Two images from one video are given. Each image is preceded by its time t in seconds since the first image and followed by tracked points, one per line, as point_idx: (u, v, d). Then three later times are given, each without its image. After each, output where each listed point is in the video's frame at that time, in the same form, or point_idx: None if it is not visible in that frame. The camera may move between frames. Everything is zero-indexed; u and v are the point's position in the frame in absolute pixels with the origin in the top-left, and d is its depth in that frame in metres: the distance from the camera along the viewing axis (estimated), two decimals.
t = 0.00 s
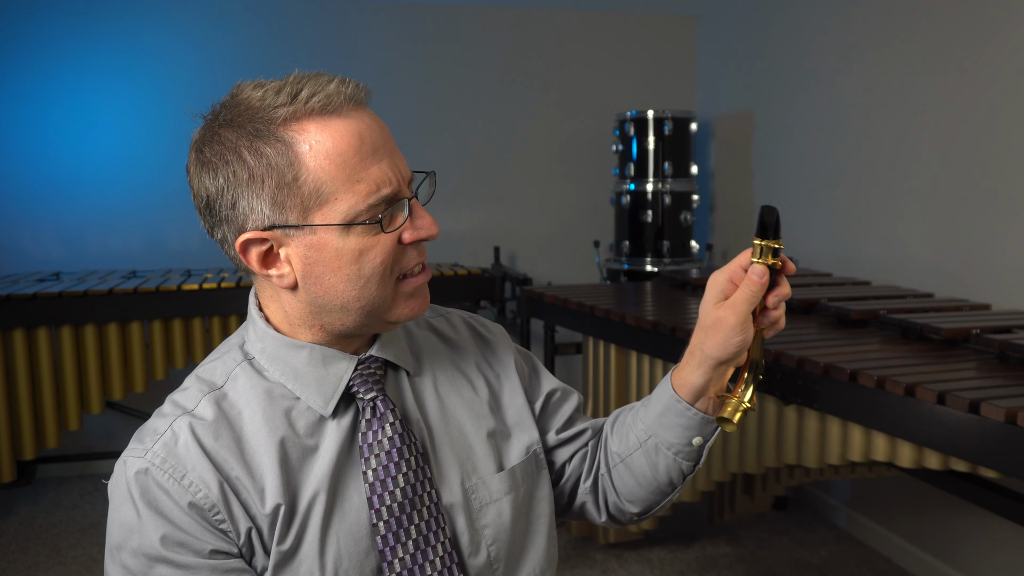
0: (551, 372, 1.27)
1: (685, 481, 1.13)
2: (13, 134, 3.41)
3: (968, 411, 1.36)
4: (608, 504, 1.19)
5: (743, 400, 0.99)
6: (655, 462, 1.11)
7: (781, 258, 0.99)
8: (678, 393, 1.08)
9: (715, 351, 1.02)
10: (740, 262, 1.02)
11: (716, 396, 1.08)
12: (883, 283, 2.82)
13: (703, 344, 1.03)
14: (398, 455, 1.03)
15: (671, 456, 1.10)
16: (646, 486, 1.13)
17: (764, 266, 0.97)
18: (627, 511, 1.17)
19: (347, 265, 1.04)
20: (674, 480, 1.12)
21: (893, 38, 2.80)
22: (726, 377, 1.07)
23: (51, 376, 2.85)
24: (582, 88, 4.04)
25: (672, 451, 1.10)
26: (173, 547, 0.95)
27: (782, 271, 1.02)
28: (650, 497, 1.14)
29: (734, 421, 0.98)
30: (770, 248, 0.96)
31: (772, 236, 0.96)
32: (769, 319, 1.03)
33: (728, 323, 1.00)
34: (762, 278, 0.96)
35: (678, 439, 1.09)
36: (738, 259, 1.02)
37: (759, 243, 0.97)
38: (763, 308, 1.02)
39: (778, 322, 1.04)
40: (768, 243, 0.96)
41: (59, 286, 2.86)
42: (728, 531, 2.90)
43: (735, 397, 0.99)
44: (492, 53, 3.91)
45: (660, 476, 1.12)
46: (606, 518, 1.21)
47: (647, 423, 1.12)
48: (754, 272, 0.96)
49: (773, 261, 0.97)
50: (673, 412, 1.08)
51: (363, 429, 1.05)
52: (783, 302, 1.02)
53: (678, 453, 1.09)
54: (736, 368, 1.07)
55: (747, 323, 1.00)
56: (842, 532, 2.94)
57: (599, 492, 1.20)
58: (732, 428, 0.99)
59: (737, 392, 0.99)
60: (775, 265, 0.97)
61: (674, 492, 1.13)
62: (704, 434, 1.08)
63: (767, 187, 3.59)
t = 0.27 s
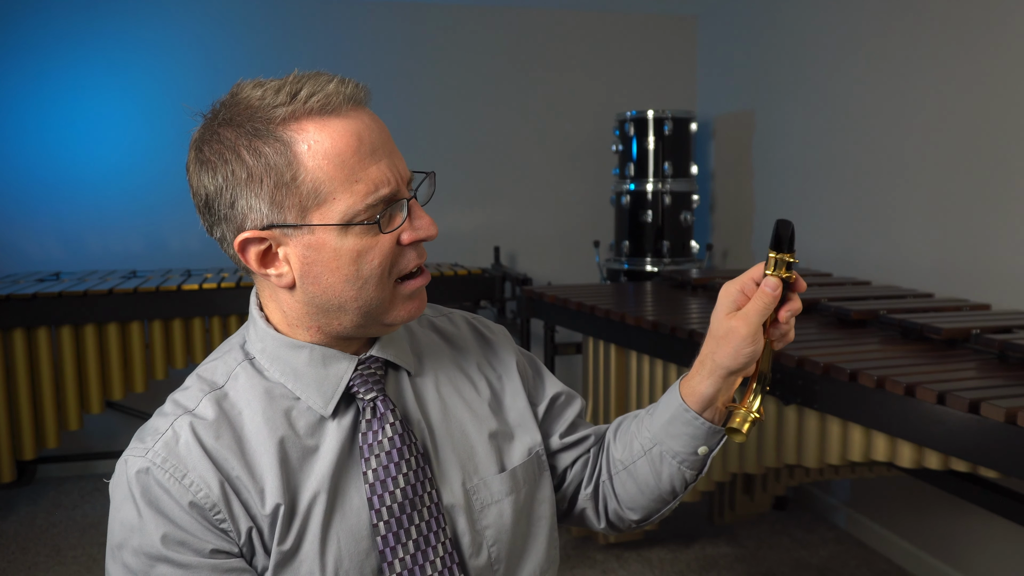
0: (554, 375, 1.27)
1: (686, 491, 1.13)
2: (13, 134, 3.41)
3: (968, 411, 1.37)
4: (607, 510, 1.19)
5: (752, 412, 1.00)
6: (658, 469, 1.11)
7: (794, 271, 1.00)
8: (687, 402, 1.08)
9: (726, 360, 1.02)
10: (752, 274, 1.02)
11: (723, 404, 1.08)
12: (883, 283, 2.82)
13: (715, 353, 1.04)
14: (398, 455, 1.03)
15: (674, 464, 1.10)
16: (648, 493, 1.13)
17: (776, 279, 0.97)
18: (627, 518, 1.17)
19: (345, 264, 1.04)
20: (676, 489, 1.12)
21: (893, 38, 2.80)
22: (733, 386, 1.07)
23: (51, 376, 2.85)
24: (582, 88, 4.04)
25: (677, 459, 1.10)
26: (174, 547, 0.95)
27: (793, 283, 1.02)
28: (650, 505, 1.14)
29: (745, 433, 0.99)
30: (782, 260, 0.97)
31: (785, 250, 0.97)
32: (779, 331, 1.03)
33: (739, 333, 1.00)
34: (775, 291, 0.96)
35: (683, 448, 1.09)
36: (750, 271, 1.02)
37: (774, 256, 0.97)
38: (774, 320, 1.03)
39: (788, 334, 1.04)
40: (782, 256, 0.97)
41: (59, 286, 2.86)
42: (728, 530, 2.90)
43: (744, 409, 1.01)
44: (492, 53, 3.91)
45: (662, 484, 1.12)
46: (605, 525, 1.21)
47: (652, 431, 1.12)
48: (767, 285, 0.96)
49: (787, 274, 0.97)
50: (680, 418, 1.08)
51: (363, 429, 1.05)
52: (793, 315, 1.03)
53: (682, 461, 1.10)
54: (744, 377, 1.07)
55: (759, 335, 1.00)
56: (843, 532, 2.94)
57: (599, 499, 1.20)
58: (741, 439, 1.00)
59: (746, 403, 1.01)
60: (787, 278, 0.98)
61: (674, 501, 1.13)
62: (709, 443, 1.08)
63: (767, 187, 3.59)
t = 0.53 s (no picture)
0: (555, 377, 1.27)
1: (685, 493, 1.13)
2: (13, 135, 3.41)
3: (968, 411, 1.36)
4: (606, 512, 1.19)
5: (755, 411, 1.01)
6: (657, 470, 1.11)
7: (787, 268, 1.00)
8: (686, 402, 1.08)
9: (724, 359, 1.02)
10: (746, 273, 1.02)
11: (723, 405, 1.08)
12: (883, 283, 2.82)
13: (713, 352, 1.03)
14: (399, 456, 1.03)
15: (674, 465, 1.10)
16: (646, 494, 1.13)
17: (769, 276, 0.97)
18: (625, 519, 1.17)
19: (347, 263, 1.04)
20: (676, 490, 1.12)
21: (893, 39, 2.80)
22: (733, 387, 1.07)
23: (51, 375, 2.85)
24: (582, 88, 4.04)
25: (675, 460, 1.10)
26: (175, 545, 0.95)
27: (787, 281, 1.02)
28: (649, 506, 1.14)
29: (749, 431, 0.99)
30: (775, 257, 0.97)
31: (777, 246, 0.96)
32: (775, 329, 1.03)
33: (736, 331, 1.00)
34: (768, 288, 0.97)
35: (682, 448, 1.09)
36: (745, 271, 1.02)
37: (765, 253, 0.97)
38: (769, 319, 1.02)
39: (785, 331, 1.03)
40: (774, 252, 0.97)
41: (59, 286, 2.86)
42: (728, 530, 2.90)
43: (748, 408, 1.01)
44: (492, 53, 3.91)
45: (661, 484, 1.12)
46: (604, 526, 1.21)
47: (651, 431, 1.12)
48: (761, 282, 0.97)
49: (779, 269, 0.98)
50: (679, 418, 1.08)
51: (365, 430, 1.05)
52: (789, 312, 1.03)
53: (681, 462, 1.10)
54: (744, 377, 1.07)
55: (756, 332, 1.01)
56: (843, 532, 2.94)
57: (599, 500, 1.20)
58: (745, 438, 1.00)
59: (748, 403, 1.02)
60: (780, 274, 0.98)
61: (673, 502, 1.13)
62: (709, 443, 1.08)
63: (767, 187, 3.59)
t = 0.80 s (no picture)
0: (556, 378, 1.27)
1: (681, 496, 1.12)
2: (13, 135, 3.41)
3: (967, 410, 1.36)
4: (603, 515, 1.19)
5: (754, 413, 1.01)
6: (655, 473, 1.11)
7: (783, 270, 0.99)
8: (685, 406, 1.08)
9: (722, 363, 1.02)
10: (743, 276, 1.01)
11: (722, 408, 1.08)
12: (883, 283, 2.82)
13: (711, 356, 1.03)
14: (401, 455, 1.04)
15: (671, 468, 1.10)
16: (643, 497, 1.13)
17: (765, 280, 0.97)
18: (622, 523, 1.17)
19: (350, 261, 1.04)
20: (673, 493, 1.11)
21: (894, 38, 2.79)
22: (732, 390, 1.07)
23: (51, 375, 2.85)
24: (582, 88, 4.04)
25: (673, 464, 1.10)
26: (178, 543, 0.95)
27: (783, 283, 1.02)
28: (646, 510, 1.14)
29: (746, 435, 1.00)
30: (771, 261, 0.96)
31: (772, 250, 0.96)
32: (774, 333, 1.02)
33: (733, 334, 1.00)
34: (764, 292, 0.96)
35: (680, 451, 1.09)
36: (741, 274, 1.02)
37: (759, 256, 0.96)
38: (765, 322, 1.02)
39: (783, 334, 1.03)
40: (768, 256, 0.96)
41: (59, 286, 2.86)
42: (728, 531, 2.90)
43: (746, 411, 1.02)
44: (492, 53, 3.91)
45: (658, 488, 1.11)
46: (601, 529, 1.21)
47: (649, 434, 1.11)
48: (757, 286, 0.96)
49: (774, 273, 0.97)
50: (678, 419, 1.08)
51: (367, 429, 1.05)
52: (785, 314, 1.02)
53: (678, 465, 1.09)
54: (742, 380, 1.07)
55: (753, 336, 1.00)
56: (843, 532, 2.94)
57: (596, 503, 1.20)
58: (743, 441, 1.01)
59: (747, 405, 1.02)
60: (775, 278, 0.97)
61: (670, 506, 1.13)
62: (706, 447, 1.08)
63: (767, 187, 3.58)
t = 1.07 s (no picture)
0: (556, 380, 1.27)
1: (680, 501, 1.13)
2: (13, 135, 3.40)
3: (967, 410, 1.36)
4: (602, 518, 1.19)
5: (754, 417, 1.01)
6: (654, 477, 1.11)
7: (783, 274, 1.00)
8: (685, 410, 1.08)
9: (722, 366, 1.03)
10: (743, 279, 1.02)
11: (722, 411, 1.08)
12: (883, 283, 2.82)
13: (711, 359, 1.04)
14: (403, 456, 1.04)
15: (671, 472, 1.10)
16: (643, 501, 1.13)
17: (765, 282, 0.97)
18: (620, 527, 1.17)
19: (353, 260, 1.04)
20: (672, 497, 1.12)
21: (894, 38, 2.80)
22: (732, 393, 1.07)
23: (51, 375, 2.85)
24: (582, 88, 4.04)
25: (673, 467, 1.10)
26: (180, 544, 0.95)
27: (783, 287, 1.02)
28: (645, 514, 1.14)
29: (748, 438, 0.99)
30: (771, 264, 0.97)
31: (772, 253, 0.96)
32: (774, 335, 1.03)
33: (734, 337, 1.01)
34: (764, 294, 0.97)
35: (680, 455, 1.09)
36: (741, 277, 1.02)
37: (760, 259, 0.97)
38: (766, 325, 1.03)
39: (783, 337, 1.03)
40: (768, 259, 0.96)
41: (59, 286, 2.86)
42: (728, 530, 2.90)
43: (746, 414, 1.02)
44: (492, 53, 3.92)
45: (657, 491, 1.12)
46: (600, 533, 1.21)
47: (650, 438, 1.12)
48: (757, 289, 0.97)
49: (774, 276, 0.97)
50: (679, 420, 1.08)
51: (369, 429, 1.05)
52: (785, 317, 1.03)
53: (678, 469, 1.09)
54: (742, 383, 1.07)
55: (754, 338, 1.01)
56: (843, 532, 2.94)
57: (595, 506, 1.20)
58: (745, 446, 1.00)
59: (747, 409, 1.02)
60: (776, 281, 0.98)
61: (669, 510, 1.13)
62: (706, 451, 1.08)
63: (767, 187, 3.59)
